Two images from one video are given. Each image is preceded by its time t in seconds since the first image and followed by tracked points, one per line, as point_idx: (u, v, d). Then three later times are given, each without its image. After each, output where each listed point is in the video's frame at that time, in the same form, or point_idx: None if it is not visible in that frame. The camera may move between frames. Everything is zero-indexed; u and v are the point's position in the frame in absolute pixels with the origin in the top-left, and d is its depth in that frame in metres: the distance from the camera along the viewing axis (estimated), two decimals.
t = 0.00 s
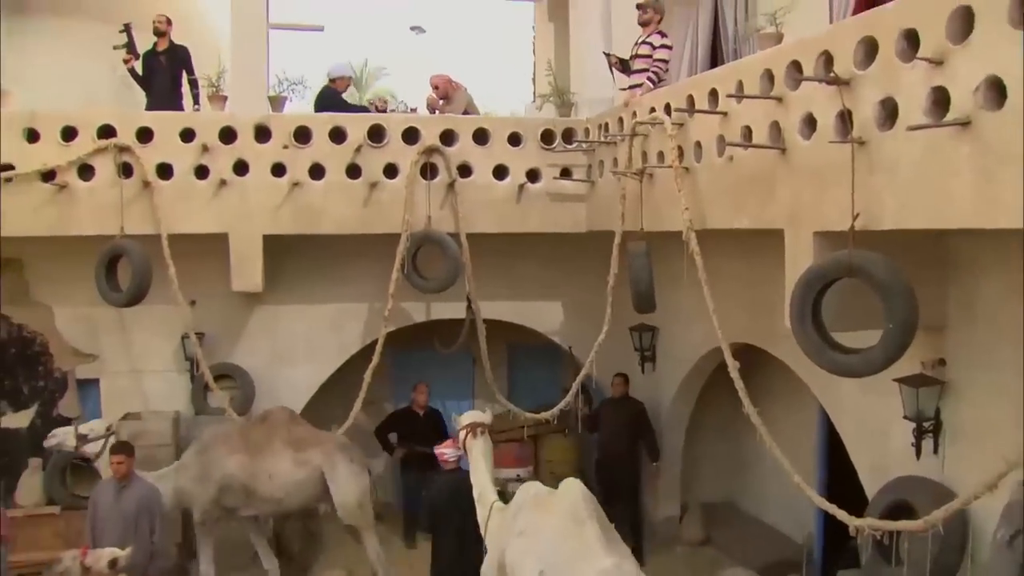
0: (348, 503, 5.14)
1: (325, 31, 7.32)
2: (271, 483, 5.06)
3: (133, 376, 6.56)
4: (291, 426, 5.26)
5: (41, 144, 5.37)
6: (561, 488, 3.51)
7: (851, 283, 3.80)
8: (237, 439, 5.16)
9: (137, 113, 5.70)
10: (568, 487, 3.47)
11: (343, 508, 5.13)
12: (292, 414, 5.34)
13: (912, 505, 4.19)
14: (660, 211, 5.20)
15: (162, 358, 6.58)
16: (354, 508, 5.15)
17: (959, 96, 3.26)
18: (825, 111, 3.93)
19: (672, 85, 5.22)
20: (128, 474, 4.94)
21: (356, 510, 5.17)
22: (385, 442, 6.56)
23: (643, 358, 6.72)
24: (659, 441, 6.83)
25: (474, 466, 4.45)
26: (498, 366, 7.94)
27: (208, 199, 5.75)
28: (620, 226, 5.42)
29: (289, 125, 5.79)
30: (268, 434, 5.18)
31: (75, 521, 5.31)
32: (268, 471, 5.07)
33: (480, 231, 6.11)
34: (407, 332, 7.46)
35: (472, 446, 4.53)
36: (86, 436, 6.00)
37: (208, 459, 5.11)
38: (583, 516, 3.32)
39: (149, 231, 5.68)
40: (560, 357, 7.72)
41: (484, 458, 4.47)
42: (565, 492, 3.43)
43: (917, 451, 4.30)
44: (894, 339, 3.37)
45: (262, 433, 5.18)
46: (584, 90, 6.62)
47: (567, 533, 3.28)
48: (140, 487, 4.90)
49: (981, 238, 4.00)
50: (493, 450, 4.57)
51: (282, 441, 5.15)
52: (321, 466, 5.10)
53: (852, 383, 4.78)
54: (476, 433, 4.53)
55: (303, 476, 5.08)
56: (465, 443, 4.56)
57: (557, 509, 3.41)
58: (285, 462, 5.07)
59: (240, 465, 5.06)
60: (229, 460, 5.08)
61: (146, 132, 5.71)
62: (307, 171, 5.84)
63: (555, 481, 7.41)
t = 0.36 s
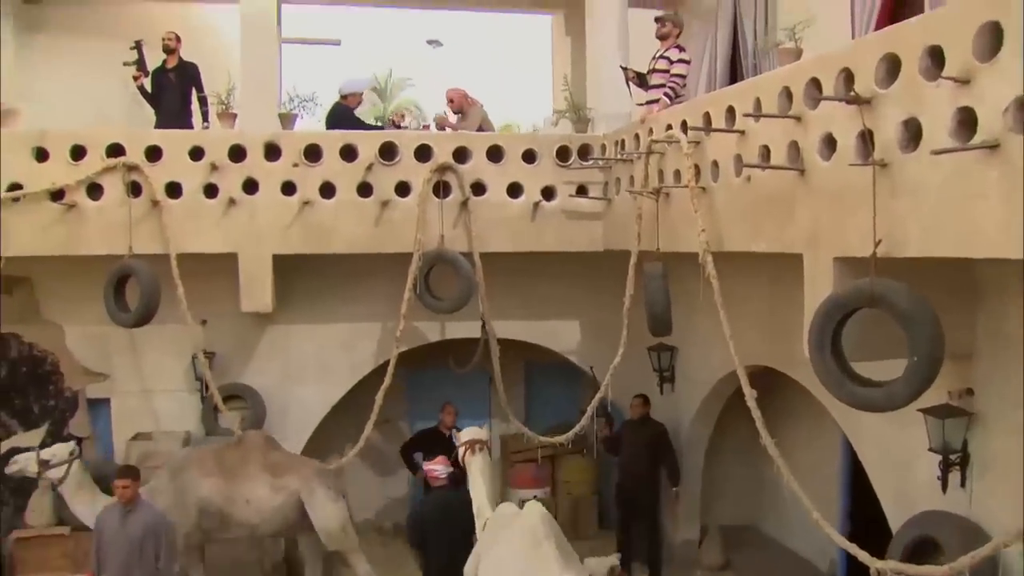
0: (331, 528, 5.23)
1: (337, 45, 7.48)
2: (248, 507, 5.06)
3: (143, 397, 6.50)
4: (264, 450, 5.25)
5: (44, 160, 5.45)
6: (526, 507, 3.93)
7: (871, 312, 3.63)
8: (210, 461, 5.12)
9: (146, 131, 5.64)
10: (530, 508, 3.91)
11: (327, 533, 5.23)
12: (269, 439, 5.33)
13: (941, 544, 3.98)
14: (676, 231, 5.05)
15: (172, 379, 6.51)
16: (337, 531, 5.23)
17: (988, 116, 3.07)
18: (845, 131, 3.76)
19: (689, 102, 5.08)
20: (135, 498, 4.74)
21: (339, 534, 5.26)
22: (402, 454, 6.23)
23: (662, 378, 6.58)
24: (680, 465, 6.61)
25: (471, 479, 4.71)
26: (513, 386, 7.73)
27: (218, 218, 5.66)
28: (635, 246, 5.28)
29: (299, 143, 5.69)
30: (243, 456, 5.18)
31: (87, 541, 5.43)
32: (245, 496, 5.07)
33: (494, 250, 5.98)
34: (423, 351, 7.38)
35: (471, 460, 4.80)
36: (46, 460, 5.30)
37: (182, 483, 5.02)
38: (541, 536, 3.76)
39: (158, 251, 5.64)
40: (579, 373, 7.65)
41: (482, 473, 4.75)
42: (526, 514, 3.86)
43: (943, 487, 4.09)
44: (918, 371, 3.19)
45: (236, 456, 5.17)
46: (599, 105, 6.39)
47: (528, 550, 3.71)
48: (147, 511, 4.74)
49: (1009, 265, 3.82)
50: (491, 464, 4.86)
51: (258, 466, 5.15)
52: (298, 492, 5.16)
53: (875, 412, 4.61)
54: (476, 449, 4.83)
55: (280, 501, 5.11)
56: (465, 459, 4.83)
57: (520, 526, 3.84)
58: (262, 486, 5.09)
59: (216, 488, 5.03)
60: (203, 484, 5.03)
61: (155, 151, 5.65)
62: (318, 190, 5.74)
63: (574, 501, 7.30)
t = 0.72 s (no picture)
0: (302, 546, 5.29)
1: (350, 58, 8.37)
2: (223, 531, 5.10)
3: (154, 416, 6.34)
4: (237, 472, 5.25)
5: (52, 179, 5.53)
6: (488, 522, 4.42)
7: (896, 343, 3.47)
8: (182, 487, 5.11)
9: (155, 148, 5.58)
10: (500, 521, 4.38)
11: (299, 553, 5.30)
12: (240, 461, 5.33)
13: None
14: (693, 252, 4.89)
15: (183, 399, 6.33)
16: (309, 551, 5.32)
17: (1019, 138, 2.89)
18: (867, 152, 3.59)
19: (705, 118, 4.93)
20: (138, 524, 4.69)
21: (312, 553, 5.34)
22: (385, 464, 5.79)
23: (681, 399, 6.42)
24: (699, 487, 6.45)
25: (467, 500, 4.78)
26: (531, 403, 7.57)
27: (227, 236, 5.57)
28: (651, 267, 5.13)
29: (308, 160, 5.60)
30: (216, 480, 5.16)
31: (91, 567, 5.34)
32: (219, 520, 5.10)
33: (507, 268, 5.85)
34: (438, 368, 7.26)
35: (467, 482, 4.86)
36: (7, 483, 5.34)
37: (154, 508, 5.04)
38: (508, 549, 4.27)
39: (166, 271, 5.55)
40: (597, 393, 7.55)
41: (478, 496, 4.81)
42: (495, 527, 4.35)
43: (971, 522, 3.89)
44: (944, 409, 3.02)
45: (209, 480, 5.15)
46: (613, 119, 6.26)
47: (495, 560, 4.21)
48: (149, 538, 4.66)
49: None
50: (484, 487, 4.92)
51: (231, 489, 5.16)
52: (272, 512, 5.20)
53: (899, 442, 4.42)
54: (469, 470, 4.93)
55: (256, 523, 5.16)
56: (461, 480, 4.91)
57: (486, 539, 4.33)
58: (235, 509, 5.12)
59: (187, 512, 5.03)
60: (174, 509, 5.05)
61: (163, 169, 5.58)
62: (328, 207, 5.64)
63: (588, 523, 6.98)
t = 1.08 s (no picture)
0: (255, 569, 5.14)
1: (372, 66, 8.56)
2: (191, 549, 5.19)
3: (162, 435, 6.31)
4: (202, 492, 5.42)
5: (57, 197, 5.46)
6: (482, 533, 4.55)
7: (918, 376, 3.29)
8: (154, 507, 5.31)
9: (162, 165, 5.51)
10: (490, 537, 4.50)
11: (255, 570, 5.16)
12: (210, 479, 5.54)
13: None
14: (709, 273, 4.73)
15: (190, 417, 6.31)
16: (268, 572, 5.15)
17: None
18: (889, 173, 3.41)
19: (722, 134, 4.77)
20: (142, 549, 4.62)
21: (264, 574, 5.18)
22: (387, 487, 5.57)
23: (699, 419, 6.26)
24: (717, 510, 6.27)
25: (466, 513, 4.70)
26: (547, 421, 7.44)
27: (233, 254, 5.48)
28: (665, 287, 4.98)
29: (317, 177, 5.50)
30: (184, 498, 5.37)
31: None
32: (188, 538, 5.22)
33: (519, 286, 5.71)
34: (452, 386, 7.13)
35: (466, 494, 4.78)
36: None
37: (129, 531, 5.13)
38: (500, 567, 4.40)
39: (172, 289, 5.47)
40: (612, 411, 7.34)
41: (477, 508, 4.73)
42: (486, 543, 4.48)
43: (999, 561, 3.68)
44: (971, 448, 2.84)
45: (178, 498, 5.36)
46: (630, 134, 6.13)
47: None
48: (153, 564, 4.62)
49: None
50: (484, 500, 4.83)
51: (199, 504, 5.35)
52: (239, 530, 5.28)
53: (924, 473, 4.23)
54: (468, 483, 4.83)
55: (222, 540, 5.22)
56: (460, 494, 4.80)
57: (480, 552, 4.47)
58: (204, 527, 5.24)
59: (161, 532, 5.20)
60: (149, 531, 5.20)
61: (170, 186, 5.49)
62: (336, 225, 5.53)
63: (605, 543, 6.77)
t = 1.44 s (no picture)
0: None
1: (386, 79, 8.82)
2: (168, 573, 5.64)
3: (171, 453, 6.19)
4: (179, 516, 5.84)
5: (64, 214, 5.38)
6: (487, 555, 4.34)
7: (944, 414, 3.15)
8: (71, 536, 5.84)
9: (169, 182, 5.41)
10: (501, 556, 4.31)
11: None
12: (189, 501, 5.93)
13: None
14: (727, 294, 4.57)
15: (200, 435, 6.18)
16: None
17: None
18: (916, 196, 3.21)
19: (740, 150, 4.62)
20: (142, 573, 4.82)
21: None
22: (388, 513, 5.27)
23: (719, 440, 6.11)
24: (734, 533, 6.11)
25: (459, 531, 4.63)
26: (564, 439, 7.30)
27: (240, 273, 5.37)
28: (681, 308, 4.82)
29: (326, 193, 5.39)
30: (160, 522, 5.83)
31: None
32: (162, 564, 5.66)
33: (533, 305, 5.57)
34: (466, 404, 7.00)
35: (460, 511, 4.70)
36: None
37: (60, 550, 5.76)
38: None
39: (179, 307, 5.37)
40: (630, 430, 7.20)
41: (471, 525, 4.66)
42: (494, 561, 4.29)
43: None
44: (1001, 491, 2.68)
45: (154, 522, 5.84)
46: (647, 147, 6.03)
47: None
48: None
49: None
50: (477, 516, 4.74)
51: (177, 532, 5.79)
52: (214, 556, 5.68)
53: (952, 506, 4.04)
54: (461, 500, 4.75)
55: (196, 564, 5.66)
56: (455, 510, 4.72)
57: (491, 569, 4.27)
58: (180, 552, 5.71)
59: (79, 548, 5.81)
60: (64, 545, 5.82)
61: (177, 203, 5.40)
62: (346, 242, 5.41)
63: (621, 565, 6.51)
